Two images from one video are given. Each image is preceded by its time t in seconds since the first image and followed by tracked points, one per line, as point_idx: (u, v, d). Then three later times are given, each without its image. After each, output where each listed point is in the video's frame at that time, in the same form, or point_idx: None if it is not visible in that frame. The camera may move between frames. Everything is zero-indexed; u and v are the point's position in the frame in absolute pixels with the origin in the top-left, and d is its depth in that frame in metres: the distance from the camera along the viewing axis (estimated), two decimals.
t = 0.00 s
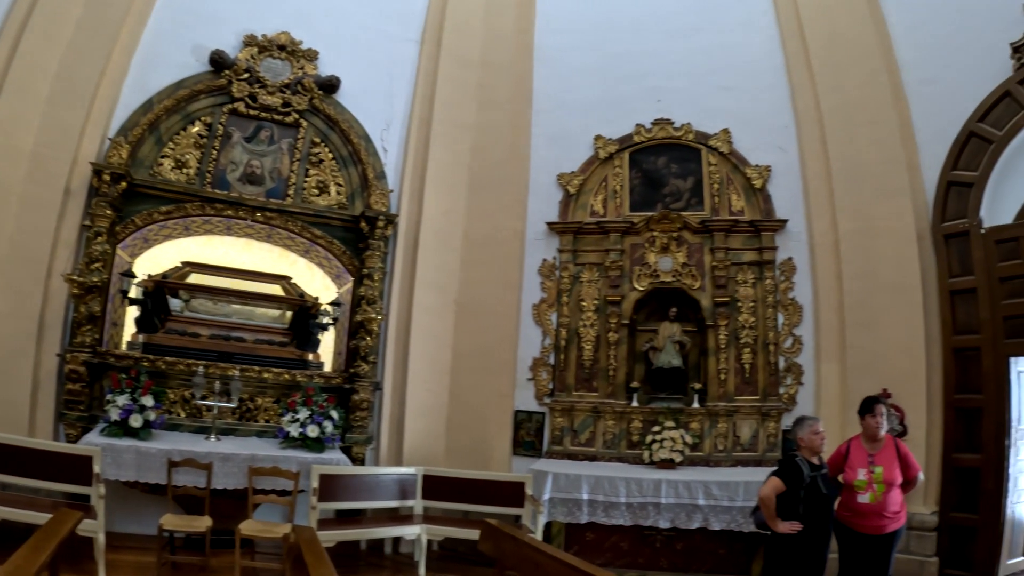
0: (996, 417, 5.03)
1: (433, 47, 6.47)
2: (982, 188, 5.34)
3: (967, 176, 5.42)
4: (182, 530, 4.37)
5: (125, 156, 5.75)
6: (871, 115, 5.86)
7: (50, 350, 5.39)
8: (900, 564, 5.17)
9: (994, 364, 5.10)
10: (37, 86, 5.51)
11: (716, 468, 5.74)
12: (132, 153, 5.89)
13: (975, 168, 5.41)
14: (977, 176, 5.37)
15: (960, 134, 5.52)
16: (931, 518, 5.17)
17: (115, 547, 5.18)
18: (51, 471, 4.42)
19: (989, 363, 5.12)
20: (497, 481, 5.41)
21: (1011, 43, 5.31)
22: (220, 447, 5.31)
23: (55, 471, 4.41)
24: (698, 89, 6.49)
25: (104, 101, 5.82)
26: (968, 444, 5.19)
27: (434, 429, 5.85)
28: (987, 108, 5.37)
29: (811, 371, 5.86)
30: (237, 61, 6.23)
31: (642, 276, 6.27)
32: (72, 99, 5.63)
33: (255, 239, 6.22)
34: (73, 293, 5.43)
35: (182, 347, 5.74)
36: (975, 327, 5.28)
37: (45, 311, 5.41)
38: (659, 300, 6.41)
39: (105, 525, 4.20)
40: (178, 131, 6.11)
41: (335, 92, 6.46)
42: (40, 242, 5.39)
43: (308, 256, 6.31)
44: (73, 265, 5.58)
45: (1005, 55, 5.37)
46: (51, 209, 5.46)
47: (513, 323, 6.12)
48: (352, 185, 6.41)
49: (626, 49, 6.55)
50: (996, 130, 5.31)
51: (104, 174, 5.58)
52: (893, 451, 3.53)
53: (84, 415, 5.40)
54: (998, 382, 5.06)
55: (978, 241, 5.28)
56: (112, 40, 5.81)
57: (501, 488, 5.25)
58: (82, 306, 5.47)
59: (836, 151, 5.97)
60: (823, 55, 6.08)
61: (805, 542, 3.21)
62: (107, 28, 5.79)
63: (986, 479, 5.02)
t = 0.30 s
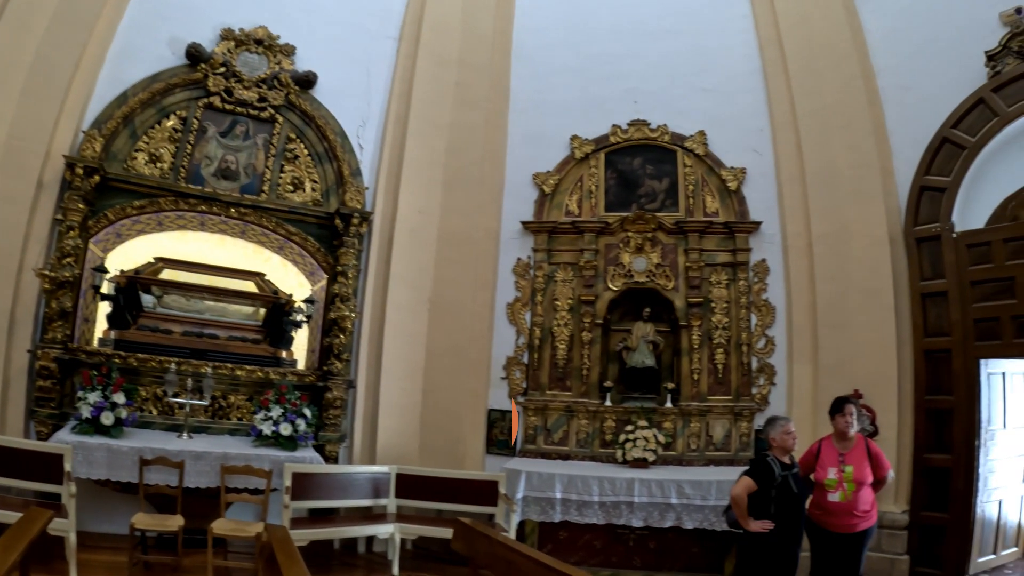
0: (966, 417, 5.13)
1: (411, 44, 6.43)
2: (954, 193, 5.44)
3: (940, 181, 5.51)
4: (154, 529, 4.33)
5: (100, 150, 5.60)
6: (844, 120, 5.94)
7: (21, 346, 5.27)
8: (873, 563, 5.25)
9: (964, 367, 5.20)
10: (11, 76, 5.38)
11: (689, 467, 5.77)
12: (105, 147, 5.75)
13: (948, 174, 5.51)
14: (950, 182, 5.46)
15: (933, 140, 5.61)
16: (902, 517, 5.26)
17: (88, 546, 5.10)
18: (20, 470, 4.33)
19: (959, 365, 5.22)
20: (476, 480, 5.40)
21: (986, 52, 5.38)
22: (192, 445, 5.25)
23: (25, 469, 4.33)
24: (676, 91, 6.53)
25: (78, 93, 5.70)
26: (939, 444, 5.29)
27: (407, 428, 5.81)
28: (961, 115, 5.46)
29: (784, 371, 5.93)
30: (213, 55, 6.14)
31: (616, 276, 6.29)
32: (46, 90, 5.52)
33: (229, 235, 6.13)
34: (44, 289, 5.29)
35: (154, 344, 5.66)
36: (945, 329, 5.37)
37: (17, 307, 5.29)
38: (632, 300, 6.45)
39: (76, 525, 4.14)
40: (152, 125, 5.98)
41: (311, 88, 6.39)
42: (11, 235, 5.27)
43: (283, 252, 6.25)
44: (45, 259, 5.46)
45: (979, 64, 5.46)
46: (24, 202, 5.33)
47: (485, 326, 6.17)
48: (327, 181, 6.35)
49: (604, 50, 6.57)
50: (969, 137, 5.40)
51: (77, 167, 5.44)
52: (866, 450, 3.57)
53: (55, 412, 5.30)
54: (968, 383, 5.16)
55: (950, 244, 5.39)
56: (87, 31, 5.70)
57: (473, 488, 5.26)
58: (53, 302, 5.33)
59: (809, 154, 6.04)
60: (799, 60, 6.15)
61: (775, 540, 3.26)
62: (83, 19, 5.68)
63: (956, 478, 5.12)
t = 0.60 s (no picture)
0: (937, 417, 5.20)
1: (389, 39, 6.38)
2: (927, 198, 5.51)
3: (914, 185, 5.58)
4: (124, 526, 4.24)
5: (72, 140, 5.49)
6: (820, 123, 6.00)
7: None
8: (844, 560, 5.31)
9: (935, 368, 5.26)
10: None
11: (662, 466, 5.79)
12: (78, 137, 5.63)
13: (922, 178, 5.58)
14: (923, 186, 5.54)
15: (908, 145, 5.67)
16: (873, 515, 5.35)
17: (57, 543, 5.00)
18: None
19: (930, 367, 5.29)
20: (452, 477, 5.39)
21: (962, 60, 5.49)
22: (162, 440, 5.16)
23: None
24: (654, 91, 6.54)
25: (52, 82, 5.58)
26: (910, 444, 5.36)
27: (380, 424, 5.82)
28: (936, 121, 5.54)
29: (756, 370, 5.99)
30: (189, 45, 6.03)
31: (590, 274, 6.29)
32: (18, 78, 5.40)
33: (201, 229, 6.02)
34: (14, 281, 5.18)
35: (125, 338, 5.55)
36: (917, 331, 5.43)
37: None
38: (607, 299, 6.48)
39: (46, 521, 4.04)
40: (126, 115, 5.87)
41: (288, 81, 6.31)
42: None
43: (256, 246, 6.15)
44: (14, 251, 5.34)
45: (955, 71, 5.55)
46: None
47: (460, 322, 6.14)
48: (301, 175, 6.27)
49: (584, 49, 6.57)
50: (943, 142, 5.49)
51: (49, 157, 5.34)
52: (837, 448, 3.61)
53: (24, 407, 5.18)
54: (938, 384, 5.23)
55: (922, 248, 5.47)
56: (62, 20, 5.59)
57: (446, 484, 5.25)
58: (23, 294, 5.21)
59: (784, 157, 6.09)
60: (776, 64, 6.21)
61: (749, 538, 3.40)
62: (57, 7, 5.57)
63: (926, 477, 5.20)
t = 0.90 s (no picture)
0: (907, 416, 5.31)
1: (365, 32, 6.29)
2: (898, 201, 5.60)
3: (886, 189, 5.66)
4: (92, 524, 4.15)
5: (42, 129, 5.37)
6: (793, 126, 6.06)
7: None
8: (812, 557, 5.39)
9: (903, 368, 5.36)
10: None
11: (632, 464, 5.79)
12: (48, 127, 5.50)
13: (893, 182, 5.66)
14: (894, 189, 5.62)
15: (879, 149, 5.75)
16: (841, 513, 5.43)
17: (24, 543, 4.87)
18: None
19: (898, 367, 5.38)
20: (425, 476, 5.35)
21: (935, 66, 5.59)
22: (131, 437, 5.04)
23: None
24: (630, 91, 6.55)
25: (24, 69, 5.40)
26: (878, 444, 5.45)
27: (352, 422, 5.78)
28: (907, 126, 5.64)
29: (727, 370, 6.03)
30: (163, 36, 5.92)
31: (562, 272, 6.30)
32: None
33: (172, 222, 5.93)
34: None
35: (93, 333, 5.43)
36: (886, 332, 5.52)
37: None
38: (578, 297, 6.48)
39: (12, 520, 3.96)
40: (97, 106, 5.74)
41: (262, 73, 6.20)
42: None
43: (227, 241, 6.07)
44: None
45: (928, 77, 5.66)
46: None
47: (431, 319, 6.13)
48: (274, 169, 6.19)
49: (560, 47, 6.57)
50: (914, 147, 5.58)
51: (18, 147, 5.21)
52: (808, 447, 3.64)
53: None
54: (906, 385, 5.33)
55: (893, 250, 5.54)
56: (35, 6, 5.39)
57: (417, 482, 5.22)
58: None
59: (758, 159, 6.12)
60: (750, 67, 6.26)
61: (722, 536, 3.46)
62: None
63: (895, 475, 5.28)
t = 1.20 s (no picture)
0: (881, 417, 5.34)
1: (340, 25, 6.20)
2: (867, 204, 5.68)
3: (855, 192, 5.74)
4: (59, 522, 4.05)
5: (10, 118, 5.23)
6: (768, 128, 6.07)
7: None
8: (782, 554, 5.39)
9: (871, 368, 5.43)
10: None
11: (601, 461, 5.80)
12: (17, 115, 5.34)
13: (863, 185, 5.74)
14: (865, 193, 5.70)
15: (851, 152, 5.83)
16: (810, 511, 5.47)
17: None
18: None
19: (867, 367, 5.45)
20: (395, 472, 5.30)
21: (908, 72, 5.71)
22: (98, 433, 4.96)
23: None
24: (604, 90, 6.56)
25: None
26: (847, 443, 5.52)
27: (321, 417, 5.75)
28: (879, 129, 5.73)
29: (696, 368, 6.08)
30: (136, 24, 5.75)
31: (533, 269, 6.29)
32: None
33: (141, 214, 5.80)
34: None
35: (60, 326, 5.29)
36: (855, 332, 5.59)
37: None
38: (549, 295, 6.50)
39: None
40: (68, 94, 5.58)
41: (235, 64, 6.05)
42: None
43: (196, 234, 5.97)
44: None
45: (901, 83, 5.75)
46: None
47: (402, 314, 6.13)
48: (245, 162, 6.09)
49: (535, 44, 6.55)
50: (885, 151, 5.68)
51: None
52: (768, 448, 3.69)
53: None
54: (875, 384, 5.39)
55: (862, 251, 5.63)
56: None
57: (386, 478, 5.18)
58: None
59: (730, 159, 6.15)
60: (724, 67, 6.28)
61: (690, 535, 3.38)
62: None
63: (863, 474, 5.35)
